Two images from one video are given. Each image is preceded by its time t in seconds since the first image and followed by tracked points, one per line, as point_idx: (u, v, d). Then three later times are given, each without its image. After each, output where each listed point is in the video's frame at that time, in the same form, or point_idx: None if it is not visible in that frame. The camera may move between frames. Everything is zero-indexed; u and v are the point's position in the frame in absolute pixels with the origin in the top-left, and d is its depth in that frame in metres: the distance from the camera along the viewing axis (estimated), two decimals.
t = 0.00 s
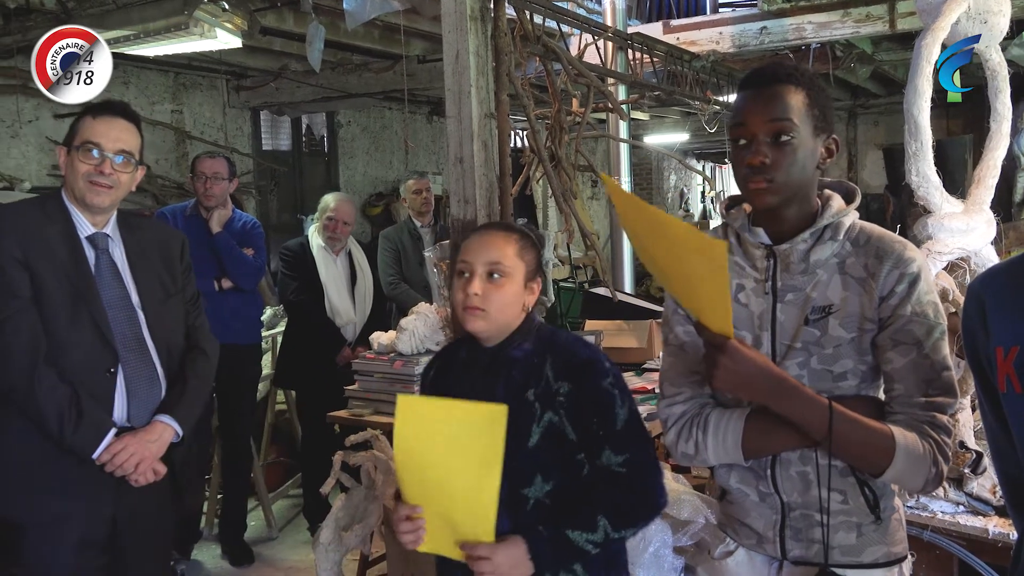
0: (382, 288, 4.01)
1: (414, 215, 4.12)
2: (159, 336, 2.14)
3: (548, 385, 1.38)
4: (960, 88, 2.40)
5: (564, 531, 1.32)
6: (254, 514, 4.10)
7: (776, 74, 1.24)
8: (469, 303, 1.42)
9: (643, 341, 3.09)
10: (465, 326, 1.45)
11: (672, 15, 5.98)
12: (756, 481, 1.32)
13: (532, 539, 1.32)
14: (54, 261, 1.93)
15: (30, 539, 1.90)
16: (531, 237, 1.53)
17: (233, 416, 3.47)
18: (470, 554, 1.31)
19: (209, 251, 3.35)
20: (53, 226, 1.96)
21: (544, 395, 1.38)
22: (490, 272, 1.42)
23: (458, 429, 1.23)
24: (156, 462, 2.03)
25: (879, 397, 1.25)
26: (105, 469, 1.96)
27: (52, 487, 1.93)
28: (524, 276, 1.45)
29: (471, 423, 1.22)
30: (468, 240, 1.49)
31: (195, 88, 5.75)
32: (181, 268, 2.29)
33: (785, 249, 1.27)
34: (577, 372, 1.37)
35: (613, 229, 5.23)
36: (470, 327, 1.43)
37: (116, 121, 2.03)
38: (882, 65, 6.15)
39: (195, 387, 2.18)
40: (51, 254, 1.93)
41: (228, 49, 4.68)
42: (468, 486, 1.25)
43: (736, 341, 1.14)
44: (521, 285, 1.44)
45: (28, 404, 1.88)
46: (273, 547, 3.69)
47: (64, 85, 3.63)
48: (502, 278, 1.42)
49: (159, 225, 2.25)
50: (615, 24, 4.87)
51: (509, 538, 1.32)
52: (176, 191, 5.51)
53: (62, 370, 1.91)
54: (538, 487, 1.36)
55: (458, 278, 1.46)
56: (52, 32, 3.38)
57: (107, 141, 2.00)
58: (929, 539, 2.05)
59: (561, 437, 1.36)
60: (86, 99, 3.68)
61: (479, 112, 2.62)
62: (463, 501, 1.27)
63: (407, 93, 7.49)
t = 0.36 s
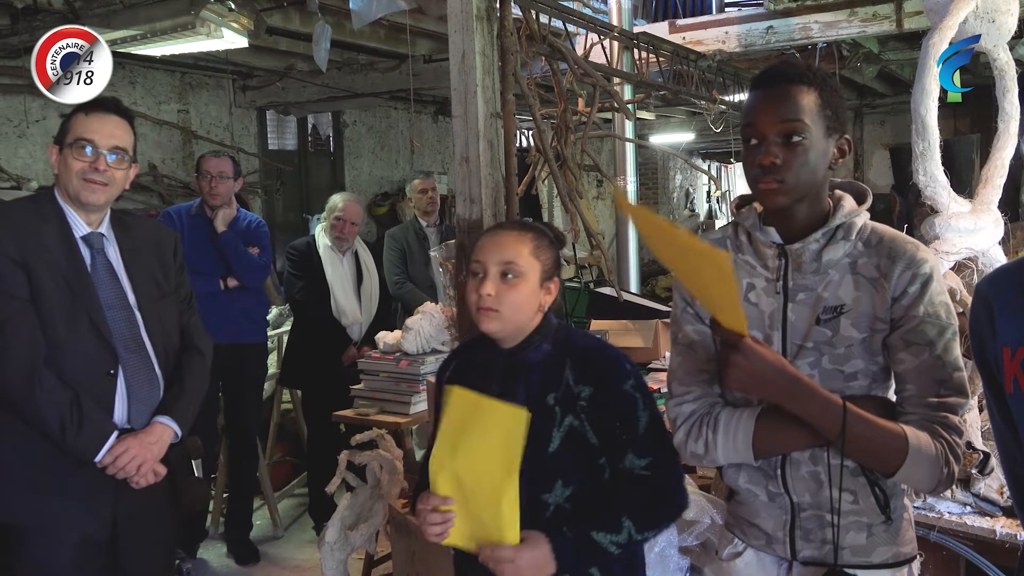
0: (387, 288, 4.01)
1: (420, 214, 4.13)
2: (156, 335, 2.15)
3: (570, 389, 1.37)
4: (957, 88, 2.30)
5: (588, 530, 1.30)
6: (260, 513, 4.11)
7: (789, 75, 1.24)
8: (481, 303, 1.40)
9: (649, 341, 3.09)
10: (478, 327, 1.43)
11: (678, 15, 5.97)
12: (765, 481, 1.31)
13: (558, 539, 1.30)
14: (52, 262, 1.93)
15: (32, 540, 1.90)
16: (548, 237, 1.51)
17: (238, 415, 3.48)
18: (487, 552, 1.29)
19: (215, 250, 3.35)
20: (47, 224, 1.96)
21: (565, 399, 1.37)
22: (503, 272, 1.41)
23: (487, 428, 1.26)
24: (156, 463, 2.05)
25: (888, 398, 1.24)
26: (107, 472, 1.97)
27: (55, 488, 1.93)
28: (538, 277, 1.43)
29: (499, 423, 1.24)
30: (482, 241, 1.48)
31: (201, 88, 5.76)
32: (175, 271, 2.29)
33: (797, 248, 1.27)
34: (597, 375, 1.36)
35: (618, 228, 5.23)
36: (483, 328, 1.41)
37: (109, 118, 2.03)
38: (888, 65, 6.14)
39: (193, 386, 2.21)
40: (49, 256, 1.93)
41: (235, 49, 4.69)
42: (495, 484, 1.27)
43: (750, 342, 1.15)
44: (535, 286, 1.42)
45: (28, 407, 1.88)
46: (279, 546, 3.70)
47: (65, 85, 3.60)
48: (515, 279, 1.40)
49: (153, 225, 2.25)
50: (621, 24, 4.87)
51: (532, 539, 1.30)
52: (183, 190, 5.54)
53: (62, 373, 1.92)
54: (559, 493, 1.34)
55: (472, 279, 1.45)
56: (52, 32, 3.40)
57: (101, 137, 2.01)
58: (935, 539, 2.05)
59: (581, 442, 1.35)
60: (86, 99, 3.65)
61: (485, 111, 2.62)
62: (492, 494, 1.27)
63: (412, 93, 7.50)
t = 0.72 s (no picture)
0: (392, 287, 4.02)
1: (424, 214, 4.13)
2: (156, 335, 2.15)
3: (592, 384, 1.41)
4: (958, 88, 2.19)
5: (601, 516, 1.33)
6: (265, 512, 4.12)
7: (792, 74, 1.24)
8: (505, 300, 1.44)
9: (653, 341, 3.08)
10: (502, 322, 1.46)
11: (682, 15, 5.97)
12: (769, 480, 1.31)
13: (572, 521, 1.32)
14: (53, 263, 1.93)
15: (34, 540, 1.90)
16: (570, 234, 1.54)
17: (243, 414, 3.49)
18: (503, 521, 1.28)
19: (220, 250, 3.37)
20: (47, 224, 1.96)
21: (586, 394, 1.40)
22: (526, 269, 1.44)
23: (498, 385, 1.28)
24: (159, 465, 2.07)
25: (894, 399, 1.24)
26: (111, 472, 1.98)
27: (58, 488, 1.93)
28: (561, 274, 1.46)
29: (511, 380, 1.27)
30: (506, 238, 1.51)
31: (206, 88, 5.78)
32: (171, 271, 2.30)
33: (804, 248, 1.27)
34: (620, 373, 1.41)
35: (623, 228, 5.24)
36: (507, 323, 1.45)
37: (105, 117, 2.04)
38: (893, 65, 6.13)
39: (193, 389, 2.22)
40: (51, 257, 1.93)
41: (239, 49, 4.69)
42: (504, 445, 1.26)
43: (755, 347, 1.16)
44: (559, 283, 1.45)
45: (31, 409, 1.87)
46: (283, 545, 3.71)
47: (64, 85, 3.57)
48: (538, 275, 1.43)
49: (147, 227, 2.27)
50: (625, 23, 4.87)
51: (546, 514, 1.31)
52: (188, 190, 5.55)
53: (64, 373, 1.92)
54: (573, 488, 1.37)
55: (497, 275, 1.48)
56: (52, 32, 3.41)
57: (99, 136, 2.02)
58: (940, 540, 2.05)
59: (600, 438, 1.38)
60: (86, 99, 3.60)
61: (489, 111, 2.62)
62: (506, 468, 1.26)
63: (417, 93, 7.50)
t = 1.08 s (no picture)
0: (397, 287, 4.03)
1: (428, 214, 4.13)
2: (155, 338, 2.16)
3: (597, 375, 1.42)
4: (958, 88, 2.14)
5: (610, 508, 1.33)
6: (268, 511, 4.12)
7: (798, 73, 1.23)
8: (509, 293, 1.45)
9: (656, 341, 3.07)
10: (506, 316, 1.48)
11: (686, 15, 5.96)
12: (773, 482, 1.31)
13: (580, 515, 1.32)
14: (55, 263, 1.93)
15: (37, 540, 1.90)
16: (572, 229, 1.55)
17: (247, 414, 3.49)
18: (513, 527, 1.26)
19: (224, 250, 3.38)
20: (49, 225, 1.96)
21: (591, 385, 1.41)
22: (530, 262, 1.45)
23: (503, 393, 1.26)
24: (156, 470, 2.06)
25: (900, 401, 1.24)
26: (109, 477, 1.98)
27: (60, 488, 1.93)
28: (564, 267, 1.48)
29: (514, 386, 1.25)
30: (509, 233, 1.52)
31: (210, 87, 5.79)
32: (171, 271, 2.30)
33: (809, 249, 1.27)
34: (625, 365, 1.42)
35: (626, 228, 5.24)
36: (511, 316, 1.46)
37: (114, 121, 2.04)
38: (898, 65, 6.11)
39: (193, 391, 2.22)
40: (53, 258, 1.93)
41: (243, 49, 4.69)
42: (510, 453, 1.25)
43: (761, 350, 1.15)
44: (562, 276, 1.47)
45: (31, 411, 1.87)
46: (286, 545, 3.71)
47: (64, 85, 3.63)
48: (542, 269, 1.44)
49: (147, 228, 2.27)
50: (629, 24, 4.86)
51: (558, 514, 1.31)
52: (192, 190, 5.57)
53: (66, 377, 1.93)
54: (579, 476, 1.38)
55: (500, 269, 1.50)
56: (52, 32, 3.41)
57: (108, 141, 2.02)
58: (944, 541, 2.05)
59: (605, 428, 1.40)
60: (85, 99, 3.68)
61: (494, 111, 2.62)
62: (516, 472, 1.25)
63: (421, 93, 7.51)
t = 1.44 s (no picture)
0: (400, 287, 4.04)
1: (432, 214, 4.13)
2: (156, 338, 2.16)
3: (594, 375, 1.41)
4: (959, 87, 2.11)
5: (605, 505, 1.34)
6: (270, 511, 4.13)
7: (805, 74, 1.23)
8: (508, 291, 1.46)
9: (659, 341, 3.04)
10: (506, 314, 1.48)
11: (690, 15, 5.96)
12: (778, 483, 1.31)
13: (576, 515, 1.33)
14: (57, 263, 1.94)
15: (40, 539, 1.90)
16: (576, 231, 1.55)
17: (249, 413, 3.50)
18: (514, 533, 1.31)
19: (227, 250, 3.38)
20: (50, 225, 1.96)
21: (588, 384, 1.41)
22: (530, 262, 1.45)
23: (517, 408, 1.36)
24: (157, 470, 2.07)
25: (906, 403, 1.23)
26: (109, 477, 1.98)
27: (62, 488, 1.94)
28: (565, 268, 1.48)
29: (529, 403, 1.36)
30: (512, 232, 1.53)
31: (214, 87, 5.80)
32: (172, 270, 2.31)
33: (816, 249, 1.26)
34: (622, 365, 1.41)
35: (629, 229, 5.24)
36: (509, 315, 1.47)
37: (115, 121, 2.04)
38: (902, 65, 6.11)
39: (194, 390, 2.22)
40: (54, 258, 1.94)
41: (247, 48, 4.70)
42: (512, 465, 1.32)
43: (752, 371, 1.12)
44: (562, 276, 1.46)
45: (32, 410, 1.87)
46: (289, 544, 3.71)
47: (64, 85, 3.61)
48: (542, 268, 1.45)
49: (148, 228, 2.27)
50: (633, 24, 4.86)
51: (552, 517, 1.32)
52: (195, 189, 5.57)
53: (67, 378, 1.93)
54: (573, 475, 1.38)
55: (502, 268, 1.50)
56: (52, 32, 3.42)
57: (110, 141, 2.02)
58: (947, 543, 2.04)
59: (600, 428, 1.39)
60: (85, 99, 3.67)
61: (497, 111, 2.62)
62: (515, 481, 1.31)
63: (424, 93, 7.52)
